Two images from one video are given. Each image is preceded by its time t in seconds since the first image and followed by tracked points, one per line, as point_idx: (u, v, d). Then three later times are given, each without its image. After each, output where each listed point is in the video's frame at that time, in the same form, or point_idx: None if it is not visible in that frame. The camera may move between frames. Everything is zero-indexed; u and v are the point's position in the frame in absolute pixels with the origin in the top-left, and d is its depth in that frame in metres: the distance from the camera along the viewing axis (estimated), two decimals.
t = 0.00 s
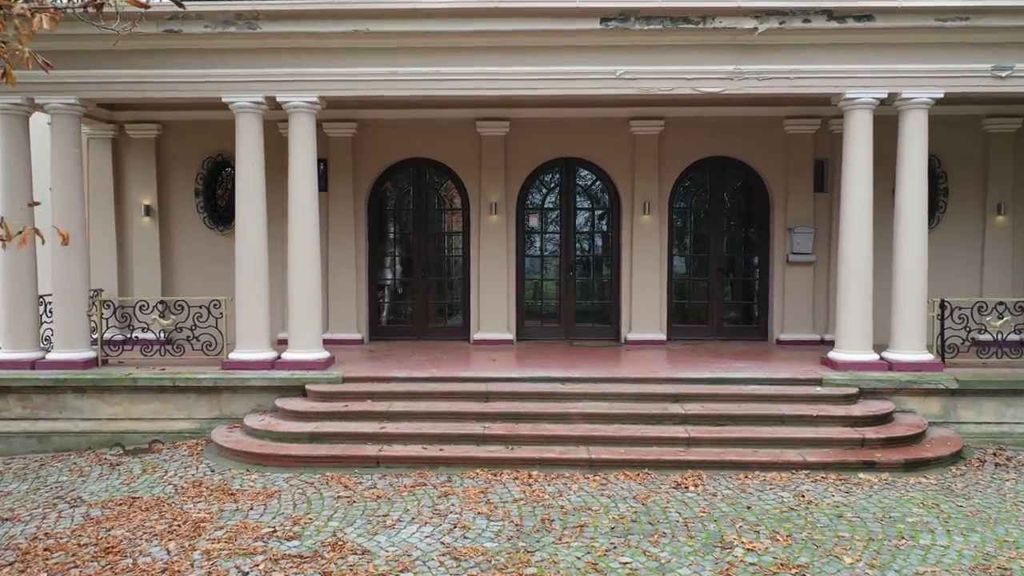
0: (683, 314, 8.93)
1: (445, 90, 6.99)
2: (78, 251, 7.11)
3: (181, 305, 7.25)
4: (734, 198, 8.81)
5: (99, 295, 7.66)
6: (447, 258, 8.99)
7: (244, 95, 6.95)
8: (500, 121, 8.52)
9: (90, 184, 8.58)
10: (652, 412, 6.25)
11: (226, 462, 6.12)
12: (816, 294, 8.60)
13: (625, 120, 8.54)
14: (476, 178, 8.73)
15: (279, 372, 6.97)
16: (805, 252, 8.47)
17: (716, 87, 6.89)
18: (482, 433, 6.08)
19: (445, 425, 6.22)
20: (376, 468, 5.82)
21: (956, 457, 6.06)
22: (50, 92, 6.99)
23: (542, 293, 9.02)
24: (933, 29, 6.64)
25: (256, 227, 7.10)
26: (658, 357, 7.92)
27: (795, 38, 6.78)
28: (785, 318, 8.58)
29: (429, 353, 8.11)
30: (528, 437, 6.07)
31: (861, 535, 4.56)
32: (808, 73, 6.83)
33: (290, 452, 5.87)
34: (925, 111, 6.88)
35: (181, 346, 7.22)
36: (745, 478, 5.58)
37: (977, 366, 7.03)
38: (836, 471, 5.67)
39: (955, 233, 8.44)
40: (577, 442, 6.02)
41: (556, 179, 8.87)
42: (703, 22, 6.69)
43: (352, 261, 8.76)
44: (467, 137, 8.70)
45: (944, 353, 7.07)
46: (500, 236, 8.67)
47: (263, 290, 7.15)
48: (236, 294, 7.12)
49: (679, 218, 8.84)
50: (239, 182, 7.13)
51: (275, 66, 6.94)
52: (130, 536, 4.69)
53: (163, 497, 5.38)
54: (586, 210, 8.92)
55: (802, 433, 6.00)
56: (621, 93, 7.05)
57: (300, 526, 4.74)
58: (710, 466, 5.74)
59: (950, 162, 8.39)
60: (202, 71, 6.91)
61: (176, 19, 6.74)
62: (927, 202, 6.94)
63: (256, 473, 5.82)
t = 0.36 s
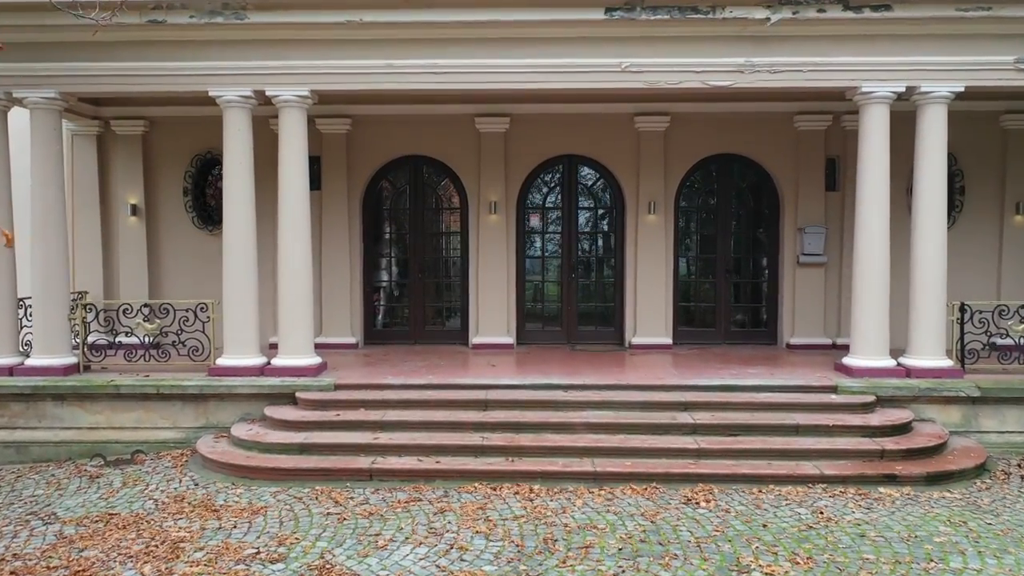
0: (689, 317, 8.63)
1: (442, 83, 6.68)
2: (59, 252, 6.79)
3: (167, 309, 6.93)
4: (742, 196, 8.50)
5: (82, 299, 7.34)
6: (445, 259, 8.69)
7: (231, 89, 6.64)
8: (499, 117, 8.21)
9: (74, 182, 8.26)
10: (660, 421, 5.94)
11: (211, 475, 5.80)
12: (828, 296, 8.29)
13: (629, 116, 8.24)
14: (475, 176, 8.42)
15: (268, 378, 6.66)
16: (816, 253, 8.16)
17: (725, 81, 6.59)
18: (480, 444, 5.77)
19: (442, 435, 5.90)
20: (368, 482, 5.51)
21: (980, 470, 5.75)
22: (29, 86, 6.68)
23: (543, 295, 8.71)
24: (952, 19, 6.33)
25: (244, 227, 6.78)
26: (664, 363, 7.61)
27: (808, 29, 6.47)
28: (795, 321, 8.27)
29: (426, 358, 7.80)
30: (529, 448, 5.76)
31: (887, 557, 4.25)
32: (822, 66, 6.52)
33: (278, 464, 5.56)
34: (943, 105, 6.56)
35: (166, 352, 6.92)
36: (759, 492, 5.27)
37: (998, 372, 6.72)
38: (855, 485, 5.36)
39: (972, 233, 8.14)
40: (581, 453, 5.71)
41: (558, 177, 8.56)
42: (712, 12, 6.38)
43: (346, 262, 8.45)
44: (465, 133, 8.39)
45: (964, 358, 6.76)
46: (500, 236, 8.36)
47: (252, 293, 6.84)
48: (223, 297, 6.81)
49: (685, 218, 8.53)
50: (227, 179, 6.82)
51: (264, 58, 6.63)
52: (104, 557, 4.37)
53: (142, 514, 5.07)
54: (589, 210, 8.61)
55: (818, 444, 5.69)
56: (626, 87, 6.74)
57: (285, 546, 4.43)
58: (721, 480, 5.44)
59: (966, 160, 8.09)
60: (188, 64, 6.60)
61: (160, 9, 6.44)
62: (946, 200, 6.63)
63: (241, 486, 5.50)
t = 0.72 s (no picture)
0: (696, 321, 8.33)
1: (439, 77, 6.37)
2: (38, 253, 6.47)
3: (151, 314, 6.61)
4: (751, 195, 8.20)
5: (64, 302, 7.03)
6: (443, 260, 8.38)
7: (218, 82, 6.33)
8: (499, 113, 7.91)
9: (57, 180, 7.95)
10: (668, 432, 5.63)
11: (194, 489, 5.48)
12: (839, 299, 7.99)
13: (634, 112, 7.93)
14: (474, 174, 8.11)
15: (257, 385, 6.36)
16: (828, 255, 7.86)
17: (736, 74, 6.28)
18: (479, 456, 5.46)
19: (438, 446, 5.59)
20: (360, 497, 5.20)
21: (1007, 483, 5.45)
22: (5, 79, 6.37)
23: (544, 298, 8.40)
24: (975, 9, 6.03)
25: (232, 227, 6.47)
26: (671, 369, 7.31)
27: (823, 19, 6.17)
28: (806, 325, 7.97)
29: (423, 363, 7.49)
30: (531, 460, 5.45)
31: None
32: (837, 58, 6.22)
33: (265, 478, 5.25)
34: (965, 99, 6.25)
35: (150, 358, 6.62)
36: (775, 509, 4.96)
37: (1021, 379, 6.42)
38: (876, 500, 5.06)
39: (989, 234, 7.84)
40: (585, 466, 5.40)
41: (560, 176, 8.26)
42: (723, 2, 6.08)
43: (340, 263, 8.14)
44: (463, 130, 8.08)
45: (985, 365, 6.46)
46: (500, 236, 8.06)
47: (240, 297, 6.53)
48: (210, 300, 6.50)
49: (691, 217, 8.23)
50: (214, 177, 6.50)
51: (252, 49, 6.32)
52: None
53: (118, 532, 4.76)
54: (592, 209, 8.31)
55: (836, 456, 5.39)
56: (632, 80, 6.43)
57: (269, 570, 4.12)
58: (734, 495, 5.13)
59: (984, 158, 7.78)
60: (172, 56, 6.29)
61: None
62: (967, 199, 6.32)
63: (226, 502, 5.19)
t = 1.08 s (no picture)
0: (703, 324, 8.03)
1: (436, 69, 6.07)
2: (16, 254, 6.16)
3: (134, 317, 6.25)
4: (760, 194, 7.90)
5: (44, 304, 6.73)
6: (441, 262, 8.08)
7: (204, 75, 6.03)
8: (499, 108, 7.61)
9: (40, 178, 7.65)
10: (678, 443, 5.33)
11: (177, 504, 5.18)
12: (852, 302, 7.70)
13: (639, 108, 7.64)
14: (473, 172, 7.81)
15: (245, 393, 6.05)
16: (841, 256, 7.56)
17: (748, 66, 5.98)
18: (478, 469, 5.15)
19: (435, 459, 5.29)
20: (352, 514, 4.90)
21: None
22: None
23: (546, 300, 8.10)
24: None
25: (218, 227, 6.15)
26: (678, 374, 7.01)
27: (840, 8, 5.87)
28: (818, 329, 7.67)
29: (420, 368, 7.19)
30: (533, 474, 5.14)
31: None
32: (854, 49, 5.92)
33: (251, 494, 4.94)
34: (988, 93, 5.95)
35: (133, 364, 6.33)
36: (793, 527, 4.66)
37: None
38: (900, 517, 4.76)
39: (1008, 235, 7.55)
40: (591, 480, 5.09)
41: (562, 174, 7.96)
42: None
43: (334, 264, 7.85)
44: (462, 126, 7.77)
45: (1009, 371, 6.17)
46: (500, 236, 7.76)
47: (227, 301, 6.22)
48: (196, 304, 6.19)
49: (699, 217, 7.94)
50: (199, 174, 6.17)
51: (240, 40, 6.02)
52: None
53: (92, 553, 4.45)
54: (595, 209, 8.01)
55: (856, 470, 5.09)
56: (639, 73, 6.13)
57: None
58: (750, 511, 4.83)
59: (1003, 155, 7.50)
60: (156, 47, 5.99)
61: None
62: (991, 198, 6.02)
63: (209, 519, 4.88)
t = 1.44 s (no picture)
0: (712, 328, 7.74)
1: (433, 60, 5.77)
2: None
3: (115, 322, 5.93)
4: (771, 193, 7.61)
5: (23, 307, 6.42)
6: (439, 264, 7.78)
7: (189, 67, 5.72)
8: (500, 104, 7.31)
9: (21, 176, 7.35)
10: (689, 455, 5.03)
11: (157, 521, 4.88)
12: (867, 305, 7.40)
13: (645, 103, 7.34)
14: (473, 170, 7.52)
15: (232, 401, 5.75)
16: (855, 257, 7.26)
17: (761, 57, 5.69)
18: (477, 483, 4.85)
19: (431, 472, 4.99)
20: (343, 532, 4.60)
21: None
22: None
23: (548, 303, 7.80)
24: None
25: (204, 227, 5.84)
26: (687, 381, 6.71)
27: None
28: (832, 334, 7.37)
29: (417, 374, 6.89)
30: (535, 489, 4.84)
31: None
32: (873, 40, 5.63)
33: (235, 511, 4.64)
34: (1014, 86, 5.65)
35: (114, 371, 5.98)
36: (814, 547, 4.36)
37: None
38: (928, 537, 4.46)
39: None
40: (597, 496, 4.79)
41: (565, 172, 7.66)
42: None
43: (328, 266, 7.55)
44: (461, 122, 7.48)
45: None
46: (501, 237, 7.46)
47: (214, 305, 5.92)
48: (182, 308, 5.89)
49: (707, 217, 7.64)
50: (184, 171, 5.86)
51: (226, 30, 5.72)
52: None
53: None
54: (599, 208, 7.71)
55: (879, 485, 4.79)
56: (647, 65, 5.83)
57: None
58: (767, 530, 4.53)
59: None
60: (139, 38, 5.70)
61: None
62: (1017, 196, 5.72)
63: (190, 538, 4.58)
